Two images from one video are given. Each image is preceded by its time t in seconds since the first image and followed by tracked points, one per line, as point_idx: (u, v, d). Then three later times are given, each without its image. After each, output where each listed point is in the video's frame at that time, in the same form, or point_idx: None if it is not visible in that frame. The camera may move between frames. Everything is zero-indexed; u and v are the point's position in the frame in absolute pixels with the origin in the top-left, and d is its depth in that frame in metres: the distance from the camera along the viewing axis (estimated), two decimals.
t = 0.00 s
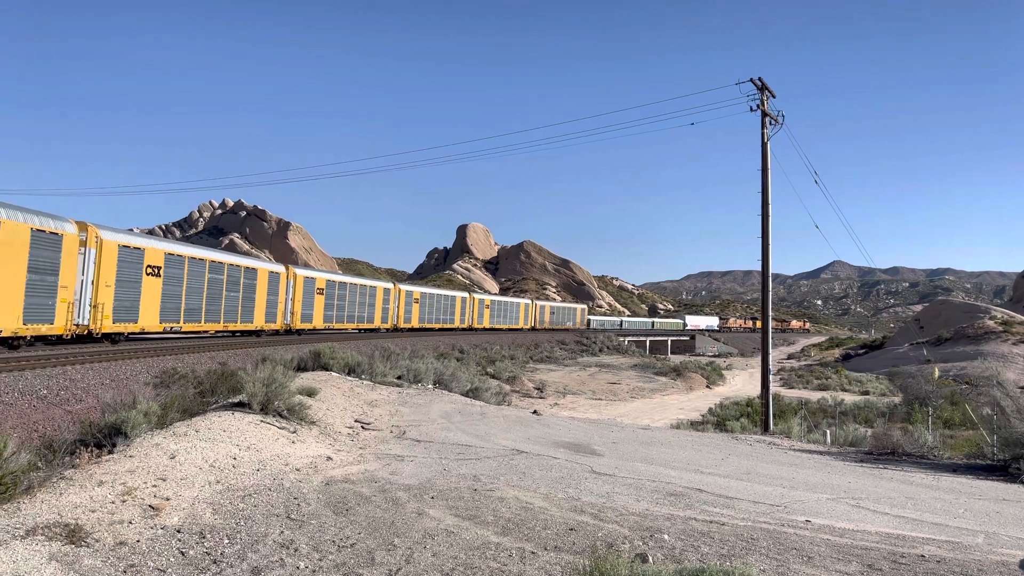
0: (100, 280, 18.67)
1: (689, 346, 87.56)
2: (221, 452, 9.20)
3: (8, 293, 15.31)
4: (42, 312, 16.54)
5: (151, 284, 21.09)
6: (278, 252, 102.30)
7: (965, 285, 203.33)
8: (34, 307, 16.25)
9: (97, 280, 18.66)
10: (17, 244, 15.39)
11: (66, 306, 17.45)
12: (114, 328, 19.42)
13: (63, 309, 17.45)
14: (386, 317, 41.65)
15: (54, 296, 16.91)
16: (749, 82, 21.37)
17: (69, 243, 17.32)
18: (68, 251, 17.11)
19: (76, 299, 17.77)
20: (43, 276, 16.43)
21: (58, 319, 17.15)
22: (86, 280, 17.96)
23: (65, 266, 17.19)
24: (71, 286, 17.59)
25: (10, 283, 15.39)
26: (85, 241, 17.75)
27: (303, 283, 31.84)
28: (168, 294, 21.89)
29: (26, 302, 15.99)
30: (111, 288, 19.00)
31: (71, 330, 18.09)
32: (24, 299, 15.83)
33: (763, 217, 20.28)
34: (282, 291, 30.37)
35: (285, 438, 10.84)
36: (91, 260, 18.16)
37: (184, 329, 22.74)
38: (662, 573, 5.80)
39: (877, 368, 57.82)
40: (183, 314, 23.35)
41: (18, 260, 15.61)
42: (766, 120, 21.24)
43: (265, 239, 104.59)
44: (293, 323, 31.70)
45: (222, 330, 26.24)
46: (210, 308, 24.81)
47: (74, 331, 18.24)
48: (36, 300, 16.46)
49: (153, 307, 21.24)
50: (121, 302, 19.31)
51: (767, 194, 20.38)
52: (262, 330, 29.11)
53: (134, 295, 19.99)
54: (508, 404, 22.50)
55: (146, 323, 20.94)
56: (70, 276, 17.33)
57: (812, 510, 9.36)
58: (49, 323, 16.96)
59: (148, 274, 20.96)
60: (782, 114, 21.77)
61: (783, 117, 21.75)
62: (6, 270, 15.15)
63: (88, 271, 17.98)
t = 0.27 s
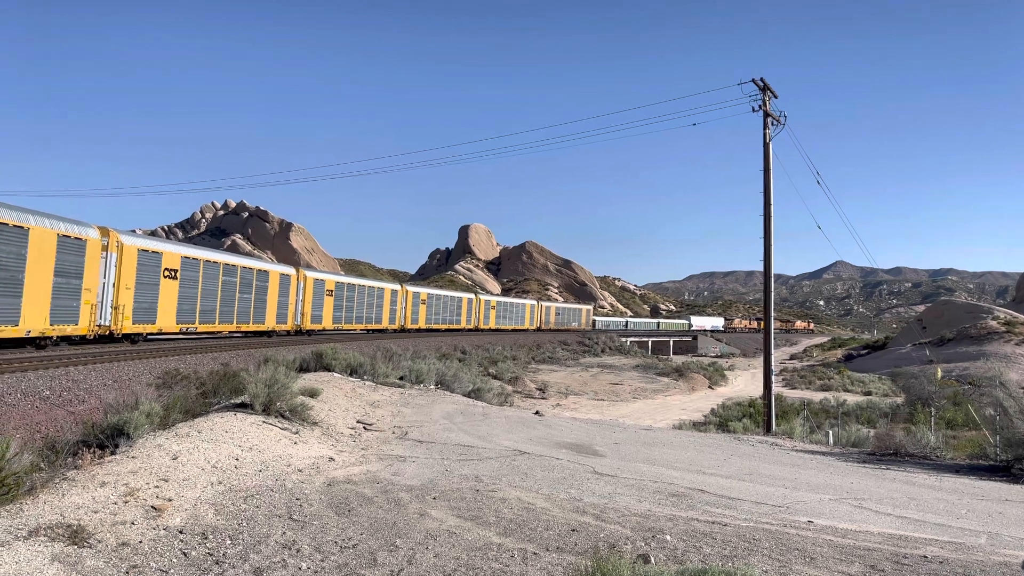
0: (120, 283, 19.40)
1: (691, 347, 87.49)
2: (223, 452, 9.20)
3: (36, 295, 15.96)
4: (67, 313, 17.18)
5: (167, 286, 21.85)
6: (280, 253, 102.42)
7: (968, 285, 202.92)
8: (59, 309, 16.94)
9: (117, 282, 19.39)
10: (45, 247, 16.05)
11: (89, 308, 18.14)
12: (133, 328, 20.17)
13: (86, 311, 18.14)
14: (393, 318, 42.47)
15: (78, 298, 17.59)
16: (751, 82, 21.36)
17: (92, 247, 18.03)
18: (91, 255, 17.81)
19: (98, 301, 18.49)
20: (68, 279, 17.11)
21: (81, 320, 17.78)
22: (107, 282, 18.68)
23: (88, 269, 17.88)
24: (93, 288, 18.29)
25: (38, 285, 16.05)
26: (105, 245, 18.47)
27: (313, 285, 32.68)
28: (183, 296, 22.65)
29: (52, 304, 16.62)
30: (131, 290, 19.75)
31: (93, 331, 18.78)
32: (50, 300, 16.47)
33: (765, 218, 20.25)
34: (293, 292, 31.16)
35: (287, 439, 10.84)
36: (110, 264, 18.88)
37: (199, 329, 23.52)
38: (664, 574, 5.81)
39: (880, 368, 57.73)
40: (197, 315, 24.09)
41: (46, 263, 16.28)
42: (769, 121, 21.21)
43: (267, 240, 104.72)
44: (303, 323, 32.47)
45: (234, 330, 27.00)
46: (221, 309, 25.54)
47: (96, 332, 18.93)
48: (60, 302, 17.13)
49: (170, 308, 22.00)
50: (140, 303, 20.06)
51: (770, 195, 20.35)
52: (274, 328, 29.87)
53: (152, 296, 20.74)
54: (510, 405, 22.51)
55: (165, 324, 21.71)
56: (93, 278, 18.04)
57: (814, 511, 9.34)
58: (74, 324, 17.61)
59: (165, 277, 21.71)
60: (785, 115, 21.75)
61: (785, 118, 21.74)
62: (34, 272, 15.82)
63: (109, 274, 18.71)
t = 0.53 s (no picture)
0: (139, 285, 20.19)
1: (693, 347, 87.49)
2: (224, 453, 9.21)
3: (62, 297, 16.70)
4: (91, 314, 17.90)
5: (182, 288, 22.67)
6: (282, 254, 102.59)
7: (969, 286, 202.76)
8: (84, 310, 17.71)
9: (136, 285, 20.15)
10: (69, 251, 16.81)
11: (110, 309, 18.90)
12: (151, 329, 20.99)
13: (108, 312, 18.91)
14: (400, 319, 43.26)
15: (100, 299, 18.36)
16: (753, 83, 21.36)
17: (113, 251, 18.82)
18: (112, 258, 18.60)
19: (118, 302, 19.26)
20: (91, 281, 17.88)
21: (103, 320, 18.51)
22: (127, 284, 19.47)
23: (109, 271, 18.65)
24: (114, 290, 19.09)
25: (64, 287, 16.81)
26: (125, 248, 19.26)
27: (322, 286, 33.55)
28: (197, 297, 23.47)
29: (76, 305, 17.36)
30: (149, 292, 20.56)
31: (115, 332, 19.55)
32: (75, 302, 17.23)
33: (767, 219, 20.24)
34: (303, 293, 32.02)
35: (288, 440, 10.85)
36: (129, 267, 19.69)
37: (214, 330, 24.33)
38: (666, 574, 5.82)
39: (882, 369, 57.71)
40: (211, 316, 24.89)
41: (70, 267, 17.02)
42: (770, 121, 21.20)
43: (269, 241, 104.90)
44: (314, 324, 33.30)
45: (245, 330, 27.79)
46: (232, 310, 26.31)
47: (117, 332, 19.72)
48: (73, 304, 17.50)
49: (186, 309, 22.82)
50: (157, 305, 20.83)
51: (771, 196, 20.33)
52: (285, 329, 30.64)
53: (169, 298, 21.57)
54: (511, 406, 22.50)
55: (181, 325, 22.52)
56: (113, 281, 18.82)
57: (816, 512, 9.32)
58: (96, 325, 18.36)
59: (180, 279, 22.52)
60: (786, 115, 21.74)
61: (786, 118, 21.72)
62: (60, 275, 16.59)
63: (129, 277, 19.51)
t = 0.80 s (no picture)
0: (155, 287, 21.11)
1: (693, 348, 87.50)
2: (225, 453, 9.22)
3: (84, 298, 17.58)
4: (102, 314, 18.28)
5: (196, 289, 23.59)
6: (283, 254, 102.66)
7: (970, 287, 202.64)
8: (104, 310, 18.59)
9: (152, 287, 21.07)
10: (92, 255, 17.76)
11: (129, 309, 19.80)
12: (167, 329, 21.88)
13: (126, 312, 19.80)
14: (406, 319, 43.97)
15: (120, 300, 19.24)
16: (753, 84, 21.37)
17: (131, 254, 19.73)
18: (131, 261, 19.52)
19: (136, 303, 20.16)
20: (111, 283, 18.77)
21: (123, 320, 19.37)
22: (143, 286, 20.37)
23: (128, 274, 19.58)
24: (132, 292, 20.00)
25: (86, 288, 17.74)
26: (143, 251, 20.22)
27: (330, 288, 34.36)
28: (211, 297, 24.36)
29: (98, 306, 18.26)
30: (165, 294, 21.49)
31: (133, 331, 20.44)
32: (97, 303, 18.13)
33: (767, 219, 20.24)
34: (313, 294, 32.81)
35: (289, 440, 10.85)
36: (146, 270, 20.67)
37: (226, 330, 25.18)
38: (665, 574, 5.83)
39: (883, 369, 57.73)
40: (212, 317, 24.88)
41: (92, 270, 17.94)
42: (770, 122, 21.21)
43: (269, 241, 104.97)
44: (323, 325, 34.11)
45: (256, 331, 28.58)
46: (243, 311, 27.07)
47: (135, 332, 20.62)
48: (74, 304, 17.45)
49: (200, 309, 23.73)
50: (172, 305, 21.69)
51: (772, 196, 20.34)
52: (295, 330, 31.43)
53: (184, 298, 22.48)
54: (511, 406, 22.46)
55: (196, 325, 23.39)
56: (131, 282, 19.73)
57: (816, 512, 9.32)
58: (115, 325, 19.22)
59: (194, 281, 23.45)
60: (787, 116, 21.74)
61: (787, 119, 21.72)
62: (83, 278, 17.52)
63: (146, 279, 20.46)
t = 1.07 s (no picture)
0: (170, 288, 21.94)
1: (693, 348, 87.57)
2: (225, 453, 9.22)
3: (104, 299, 18.26)
4: (102, 314, 18.25)
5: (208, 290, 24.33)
6: (283, 254, 102.70)
7: (969, 288, 202.70)
8: (122, 310, 19.31)
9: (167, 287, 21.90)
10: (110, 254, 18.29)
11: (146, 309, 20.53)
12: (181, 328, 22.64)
13: (142, 312, 20.53)
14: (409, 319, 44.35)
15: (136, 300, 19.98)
16: (753, 84, 21.37)
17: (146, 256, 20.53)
18: (147, 263, 20.29)
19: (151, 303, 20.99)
20: (129, 284, 19.51)
21: (140, 319, 20.17)
22: (158, 287, 21.22)
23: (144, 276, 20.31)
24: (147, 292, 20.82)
25: (105, 289, 18.45)
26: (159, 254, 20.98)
27: (337, 288, 35.11)
28: (222, 298, 25.09)
29: (117, 306, 18.99)
30: (179, 294, 22.23)
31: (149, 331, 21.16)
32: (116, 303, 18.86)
33: (767, 220, 20.25)
34: (320, 295, 33.52)
35: (289, 440, 10.85)
36: (161, 271, 21.45)
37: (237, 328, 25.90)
38: (666, 574, 5.86)
39: (882, 369, 57.82)
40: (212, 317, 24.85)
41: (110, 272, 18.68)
42: (770, 122, 21.21)
43: (269, 241, 105.00)
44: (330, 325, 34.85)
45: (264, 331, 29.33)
46: (253, 311, 27.78)
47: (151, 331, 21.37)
48: (75, 304, 17.41)
49: (212, 310, 24.44)
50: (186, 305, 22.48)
51: (772, 197, 20.35)
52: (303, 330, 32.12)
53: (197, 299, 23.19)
54: (511, 406, 22.38)
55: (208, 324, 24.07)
56: (146, 283, 20.57)
57: (816, 513, 9.32)
58: (132, 324, 19.96)
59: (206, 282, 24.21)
60: (787, 117, 21.74)
61: (787, 119, 21.72)
62: (103, 279, 18.26)
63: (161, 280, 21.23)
